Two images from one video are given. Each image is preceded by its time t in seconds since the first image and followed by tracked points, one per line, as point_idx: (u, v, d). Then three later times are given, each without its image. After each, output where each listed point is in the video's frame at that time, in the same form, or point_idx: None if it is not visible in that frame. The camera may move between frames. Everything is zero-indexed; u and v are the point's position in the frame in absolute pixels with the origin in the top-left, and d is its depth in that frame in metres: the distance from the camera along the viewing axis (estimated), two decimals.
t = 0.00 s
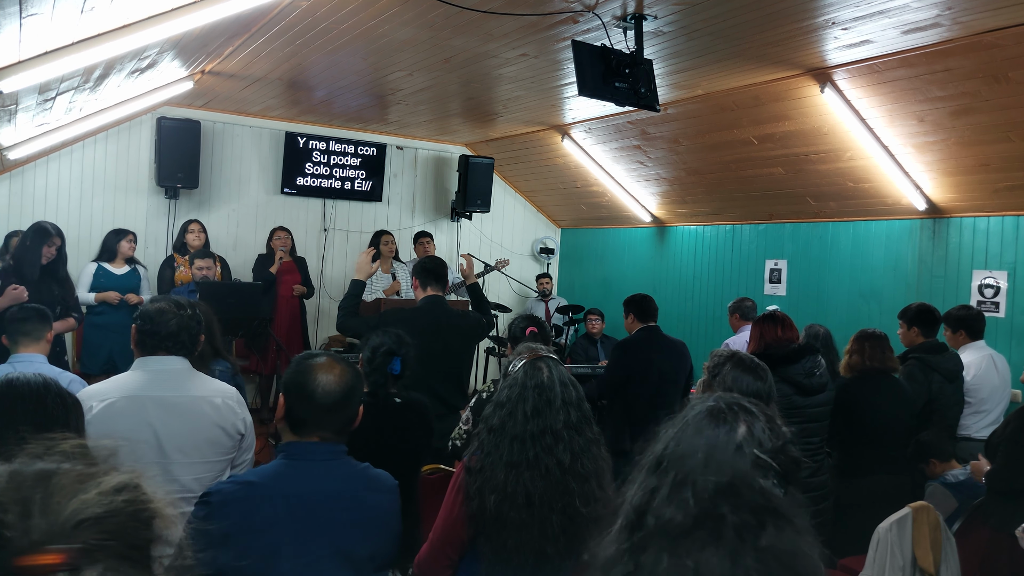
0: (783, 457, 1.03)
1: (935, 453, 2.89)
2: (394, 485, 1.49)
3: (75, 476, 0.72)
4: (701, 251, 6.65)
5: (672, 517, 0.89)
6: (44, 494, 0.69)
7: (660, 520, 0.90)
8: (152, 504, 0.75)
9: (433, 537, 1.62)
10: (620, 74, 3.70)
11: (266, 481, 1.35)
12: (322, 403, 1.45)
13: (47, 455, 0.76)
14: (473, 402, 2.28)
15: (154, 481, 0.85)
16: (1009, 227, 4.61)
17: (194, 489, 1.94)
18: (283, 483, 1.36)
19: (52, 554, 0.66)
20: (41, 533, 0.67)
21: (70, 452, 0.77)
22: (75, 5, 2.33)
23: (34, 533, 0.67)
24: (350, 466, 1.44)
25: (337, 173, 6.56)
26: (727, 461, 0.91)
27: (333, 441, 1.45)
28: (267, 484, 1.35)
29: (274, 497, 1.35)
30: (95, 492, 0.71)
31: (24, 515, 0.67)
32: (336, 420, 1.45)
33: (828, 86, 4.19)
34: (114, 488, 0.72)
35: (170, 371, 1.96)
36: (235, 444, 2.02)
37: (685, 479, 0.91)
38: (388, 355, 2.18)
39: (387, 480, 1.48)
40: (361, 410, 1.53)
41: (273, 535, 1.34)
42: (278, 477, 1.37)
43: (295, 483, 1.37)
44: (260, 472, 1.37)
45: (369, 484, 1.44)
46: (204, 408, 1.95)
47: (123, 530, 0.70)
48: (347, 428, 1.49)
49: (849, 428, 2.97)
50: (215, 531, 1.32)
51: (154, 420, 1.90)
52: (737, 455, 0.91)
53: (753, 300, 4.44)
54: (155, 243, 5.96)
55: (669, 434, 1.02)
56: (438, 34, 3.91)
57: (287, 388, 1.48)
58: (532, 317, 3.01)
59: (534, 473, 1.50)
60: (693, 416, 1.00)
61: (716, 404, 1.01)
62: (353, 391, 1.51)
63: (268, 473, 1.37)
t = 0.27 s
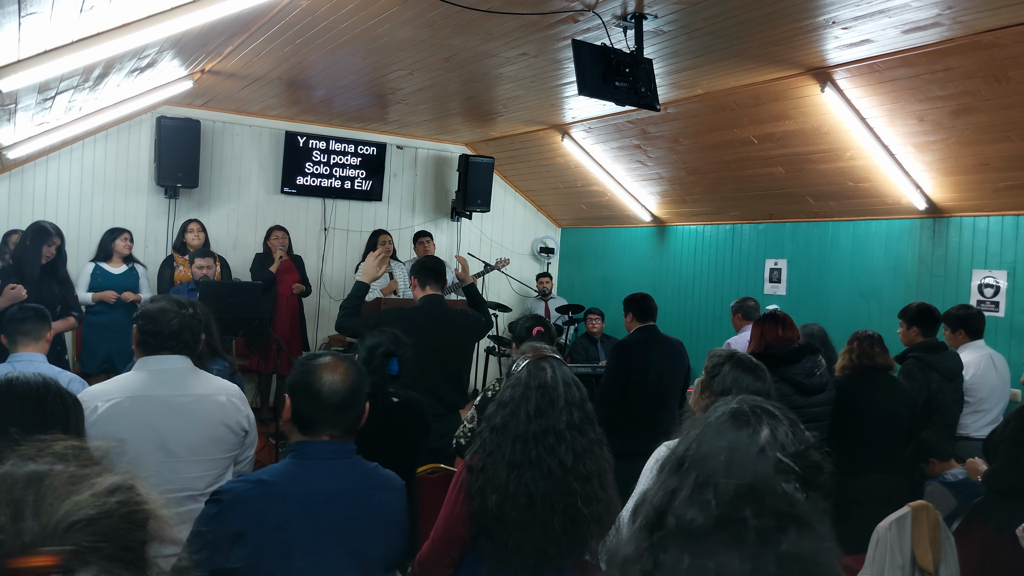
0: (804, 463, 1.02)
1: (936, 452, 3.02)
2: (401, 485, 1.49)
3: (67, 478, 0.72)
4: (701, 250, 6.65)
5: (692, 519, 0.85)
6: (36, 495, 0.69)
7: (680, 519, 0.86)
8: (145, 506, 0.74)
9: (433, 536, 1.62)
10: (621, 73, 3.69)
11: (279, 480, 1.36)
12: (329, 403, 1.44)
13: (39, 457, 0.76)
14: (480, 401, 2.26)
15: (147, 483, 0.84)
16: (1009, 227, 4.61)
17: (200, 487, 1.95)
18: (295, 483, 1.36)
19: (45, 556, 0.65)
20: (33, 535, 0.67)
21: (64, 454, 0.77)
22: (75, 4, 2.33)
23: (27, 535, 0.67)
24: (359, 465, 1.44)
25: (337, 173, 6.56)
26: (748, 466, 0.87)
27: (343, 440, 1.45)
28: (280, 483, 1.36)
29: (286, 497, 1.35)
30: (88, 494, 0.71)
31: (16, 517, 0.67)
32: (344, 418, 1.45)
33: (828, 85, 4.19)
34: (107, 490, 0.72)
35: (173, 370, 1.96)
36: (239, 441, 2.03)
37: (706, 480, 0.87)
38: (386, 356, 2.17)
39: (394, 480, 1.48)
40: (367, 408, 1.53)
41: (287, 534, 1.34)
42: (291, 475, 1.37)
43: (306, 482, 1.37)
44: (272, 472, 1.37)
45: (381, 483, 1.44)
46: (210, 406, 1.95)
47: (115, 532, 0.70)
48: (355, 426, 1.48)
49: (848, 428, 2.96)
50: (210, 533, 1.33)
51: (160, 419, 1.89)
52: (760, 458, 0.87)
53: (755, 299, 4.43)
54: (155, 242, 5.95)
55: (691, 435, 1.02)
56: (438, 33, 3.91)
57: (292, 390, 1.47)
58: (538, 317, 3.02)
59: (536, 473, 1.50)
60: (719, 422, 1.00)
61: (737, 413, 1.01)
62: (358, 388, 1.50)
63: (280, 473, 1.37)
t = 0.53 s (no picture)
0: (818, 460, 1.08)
1: (936, 453, 3.03)
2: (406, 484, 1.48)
3: (64, 477, 0.73)
4: (701, 250, 6.65)
5: (720, 517, 0.89)
6: (33, 495, 0.70)
7: (706, 517, 0.90)
8: (144, 503, 0.74)
9: (435, 536, 1.61)
10: (620, 73, 3.70)
11: (289, 478, 1.36)
12: (338, 400, 1.45)
13: (38, 456, 0.77)
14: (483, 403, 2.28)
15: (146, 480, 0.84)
16: (1009, 227, 4.61)
17: (206, 484, 1.95)
18: (304, 480, 1.37)
19: (44, 555, 0.66)
20: (32, 534, 0.68)
21: (62, 452, 0.78)
22: (75, 4, 2.33)
23: (24, 535, 0.67)
24: (365, 463, 1.44)
25: (337, 173, 6.56)
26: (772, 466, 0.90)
27: (350, 438, 1.45)
28: (289, 481, 1.36)
29: (293, 494, 1.35)
30: (86, 492, 0.72)
31: (14, 517, 0.68)
32: (351, 417, 1.46)
33: (828, 85, 4.19)
34: (105, 488, 0.72)
35: (176, 369, 1.96)
36: (244, 439, 2.04)
37: (732, 480, 0.90)
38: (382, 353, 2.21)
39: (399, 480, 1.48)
40: (373, 408, 1.54)
41: (297, 533, 1.33)
42: (300, 474, 1.37)
43: (313, 480, 1.37)
44: (281, 471, 1.38)
45: (389, 482, 1.45)
46: (215, 404, 1.96)
47: (114, 530, 0.70)
48: (362, 425, 1.49)
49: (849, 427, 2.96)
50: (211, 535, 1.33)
51: (165, 418, 1.89)
52: (782, 457, 0.91)
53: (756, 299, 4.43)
54: (155, 242, 5.96)
55: (704, 434, 1.02)
56: (438, 33, 3.91)
57: (300, 389, 1.47)
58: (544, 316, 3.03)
59: (537, 472, 1.50)
60: (734, 420, 0.99)
61: (752, 410, 1.01)
62: (366, 387, 1.51)
63: (289, 471, 1.38)
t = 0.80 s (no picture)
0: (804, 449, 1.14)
1: (935, 452, 2.98)
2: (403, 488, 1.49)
3: (69, 475, 0.73)
4: (700, 250, 6.66)
5: (755, 513, 0.91)
6: (39, 493, 0.70)
7: (740, 517, 0.91)
8: (146, 503, 0.75)
9: (438, 536, 1.61)
10: (620, 73, 3.70)
11: (284, 480, 1.36)
12: (335, 403, 1.46)
13: (40, 455, 0.77)
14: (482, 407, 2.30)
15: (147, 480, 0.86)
16: (1008, 227, 4.61)
17: (210, 483, 1.96)
18: (300, 482, 1.37)
19: (49, 552, 0.66)
20: (38, 531, 0.67)
21: (63, 451, 0.77)
22: (75, 5, 2.33)
23: (30, 533, 0.67)
24: (364, 467, 1.45)
25: (337, 173, 6.56)
26: (780, 458, 0.95)
27: (346, 441, 1.46)
28: (285, 483, 1.36)
29: (292, 496, 1.35)
30: (91, 490, 0.72)
31: (19, 515, 0.68)
32: (350, 419, 1.47)
33: (827, 85, 4.19)
34: (110, 486, 0.74)
35: (181, 368, 1.96)
36: (248, 437, 2.05)
37: (752, 474, 0.93)
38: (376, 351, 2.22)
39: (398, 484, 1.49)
40: (368, 410, 1.55)
41: (294, 534, 1.33)
42: (296, 476, 1.37)
43: (310, 481, 1.37)
44: (277, 472, 1.38)
45: (386, 485, 1.46)
46: (220, 403, 1.97)
47: (117, 527, 0.71)
48: (360, 427, 1.51)
49: (847, 427, 2.96)
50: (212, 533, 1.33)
51: (171, 417, 1.90)
52: (785, 459, 0.95)
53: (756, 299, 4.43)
54: (154, 242, 5.96)
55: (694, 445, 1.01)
56: (438, 33, 3.91)
57: (295, 391, 1.48)
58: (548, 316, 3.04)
59: (542, 467, 1.51)
60: (718, 424, 1.00)
61: (733, 415, 1.01)
62: (363, 389, 1.52)
63: (284, 472, 1.38)
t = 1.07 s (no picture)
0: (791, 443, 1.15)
1: (935, 451, 2.86)
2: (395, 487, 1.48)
3: (76, 477, 0.73)
4: (700, 250, 6.66)
5: (767, 505, 0.90)
6: (47, 495, 0.69)
7: (754, 508, 0.90)
8: (152, 505, 0.75)
9: (438, 535, 1.60)
10: (620, 73, 3.69)
11: (264, 483, 1.36)
12: (312, 404, 1.46)
13: (46, 456, 0.76)
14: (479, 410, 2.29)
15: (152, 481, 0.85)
16: (1008, 227, 4.61)
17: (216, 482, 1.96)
18: (279, 487, 1.36)
19: (57, 555, 0.66)
20: (45, 533, 0.67)
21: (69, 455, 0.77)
22: (74, 4, 2.33)
23: (38, 534, 0.67)
24: (351, 468, 1.44)
25: (337, 173, 6.56)
26: (777, 450, 0.96)
27: (330, 441, 1.46)
28: (263, 487, 1.36)
29: (271, 501, 1.35)
30: (99, 492, 0.72)
31: (27, 516, 0.67)
32: (330, 418, 1.47)
33: (828, 85, 4.19)
34: (117, 488, 0.73)
35: (185, 368, 1.96)
36: (253, 436, 2.05)
37: (757, 468, 0.93)
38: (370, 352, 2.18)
39: (388, 482, 1.48)
40: (351, 405, 1.55)
41: (278, 537, 1.34)
42: (277, 478, 1.37)
43: (290, 486, 1.37)
44: (258, 476, 1.38)
45: (373, 486, 1.44)
46: (225, 402, 1.96)
47: (124, 529, 0.71)
48: (342, 425, 1.51)
49: (845, 427, 2.97)
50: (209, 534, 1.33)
51: (176, 417, 1.90)
52: (781, 453, 0.96)
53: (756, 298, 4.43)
54: (154, 242, 5.96)
55: (693, 443, 0.99)
56: (438, 33, 3.91)
57: (273, 395, 1.49)
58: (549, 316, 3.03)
59: (543, 461, 1.51)
60: (714, 423, 0.99)
61: (723, 414, 1.01)
62: (340, 386, 1.53)
63: (264, 476, 1.38)
